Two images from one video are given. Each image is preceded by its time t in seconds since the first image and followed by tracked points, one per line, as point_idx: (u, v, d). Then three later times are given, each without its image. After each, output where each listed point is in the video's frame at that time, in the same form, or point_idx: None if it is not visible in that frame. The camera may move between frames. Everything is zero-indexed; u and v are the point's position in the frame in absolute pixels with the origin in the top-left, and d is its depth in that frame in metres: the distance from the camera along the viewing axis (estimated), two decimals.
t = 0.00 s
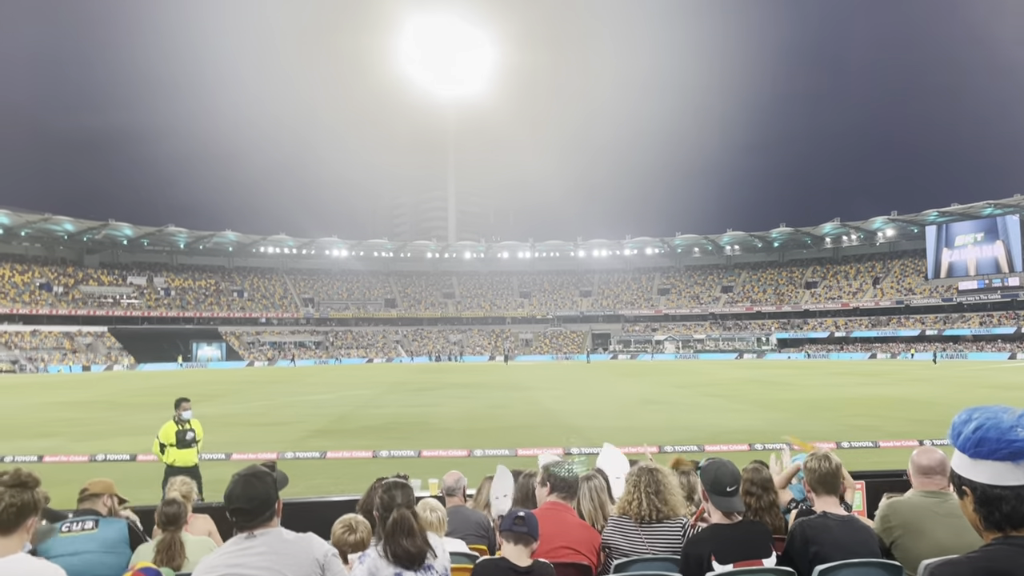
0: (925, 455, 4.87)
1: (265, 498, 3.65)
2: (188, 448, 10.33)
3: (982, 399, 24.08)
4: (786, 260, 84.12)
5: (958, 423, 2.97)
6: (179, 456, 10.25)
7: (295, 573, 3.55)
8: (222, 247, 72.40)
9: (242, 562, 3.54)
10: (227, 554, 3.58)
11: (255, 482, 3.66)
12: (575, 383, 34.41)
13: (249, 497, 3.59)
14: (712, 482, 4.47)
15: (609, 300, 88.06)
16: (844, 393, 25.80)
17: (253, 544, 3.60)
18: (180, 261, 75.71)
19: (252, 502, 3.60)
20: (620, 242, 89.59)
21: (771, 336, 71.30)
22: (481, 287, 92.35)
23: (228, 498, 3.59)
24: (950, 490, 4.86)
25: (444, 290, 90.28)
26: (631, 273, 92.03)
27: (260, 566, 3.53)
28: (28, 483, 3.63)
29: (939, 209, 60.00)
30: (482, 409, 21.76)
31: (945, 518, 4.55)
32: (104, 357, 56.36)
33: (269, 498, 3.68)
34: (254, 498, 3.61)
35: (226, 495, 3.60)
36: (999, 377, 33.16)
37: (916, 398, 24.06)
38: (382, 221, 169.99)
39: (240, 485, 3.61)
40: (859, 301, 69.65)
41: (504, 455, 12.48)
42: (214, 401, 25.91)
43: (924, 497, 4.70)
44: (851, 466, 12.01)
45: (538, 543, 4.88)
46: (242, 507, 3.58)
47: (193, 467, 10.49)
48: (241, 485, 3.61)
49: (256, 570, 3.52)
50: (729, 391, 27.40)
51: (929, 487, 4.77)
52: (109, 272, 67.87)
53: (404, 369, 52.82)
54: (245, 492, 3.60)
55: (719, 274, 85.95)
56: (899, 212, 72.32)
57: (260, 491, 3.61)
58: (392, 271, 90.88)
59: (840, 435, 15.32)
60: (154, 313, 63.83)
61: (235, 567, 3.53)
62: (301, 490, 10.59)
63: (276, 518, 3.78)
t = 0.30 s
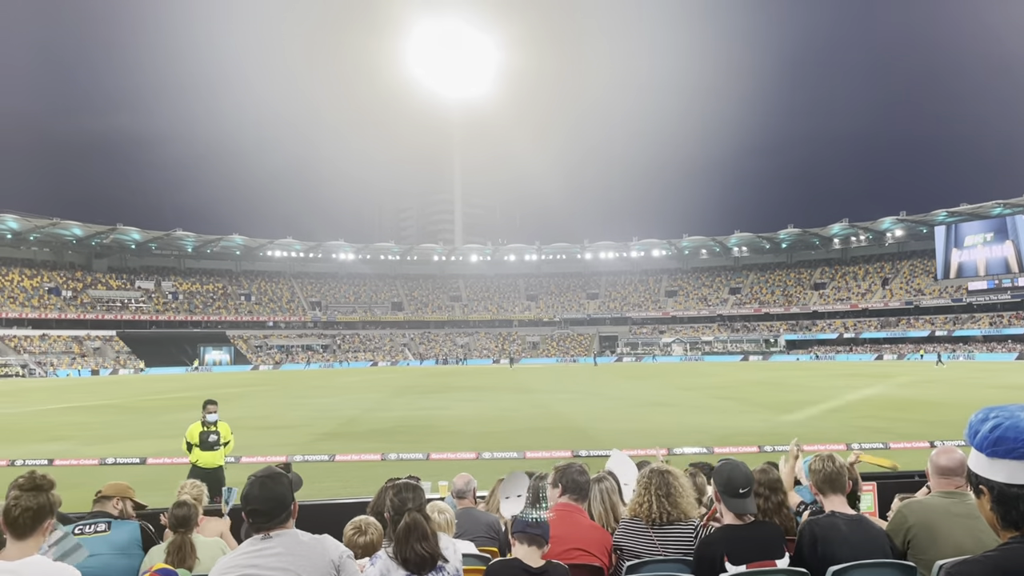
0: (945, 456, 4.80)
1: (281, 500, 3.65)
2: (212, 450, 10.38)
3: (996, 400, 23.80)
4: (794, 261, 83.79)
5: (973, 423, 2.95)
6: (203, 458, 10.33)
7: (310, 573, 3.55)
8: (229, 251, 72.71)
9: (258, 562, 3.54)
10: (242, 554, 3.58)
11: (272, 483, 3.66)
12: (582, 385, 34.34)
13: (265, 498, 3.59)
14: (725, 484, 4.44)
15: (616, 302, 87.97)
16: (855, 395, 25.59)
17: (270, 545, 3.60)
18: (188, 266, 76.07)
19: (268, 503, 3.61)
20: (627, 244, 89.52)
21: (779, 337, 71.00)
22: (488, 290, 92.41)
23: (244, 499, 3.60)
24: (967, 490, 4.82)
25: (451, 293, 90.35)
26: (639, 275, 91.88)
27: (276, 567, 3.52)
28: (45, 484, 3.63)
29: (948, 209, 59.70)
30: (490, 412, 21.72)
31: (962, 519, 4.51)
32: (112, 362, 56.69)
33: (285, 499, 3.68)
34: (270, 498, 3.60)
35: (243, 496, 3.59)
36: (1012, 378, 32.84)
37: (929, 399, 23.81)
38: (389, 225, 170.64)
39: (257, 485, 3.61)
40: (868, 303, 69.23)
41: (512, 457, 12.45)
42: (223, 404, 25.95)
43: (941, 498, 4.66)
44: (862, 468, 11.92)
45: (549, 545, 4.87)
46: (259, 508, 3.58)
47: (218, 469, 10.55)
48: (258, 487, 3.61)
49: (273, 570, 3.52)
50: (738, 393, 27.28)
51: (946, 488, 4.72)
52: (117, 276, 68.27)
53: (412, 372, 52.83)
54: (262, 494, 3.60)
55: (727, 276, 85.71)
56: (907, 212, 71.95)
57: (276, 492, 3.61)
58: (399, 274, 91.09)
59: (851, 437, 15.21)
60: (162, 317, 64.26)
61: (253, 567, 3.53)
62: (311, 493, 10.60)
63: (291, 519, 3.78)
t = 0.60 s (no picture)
0: (957, 459, 4.77)
1: (288, 505, 3.66)
2: (224, 453, 10.38)
3: (1006, 401, 23.69)
4: (802, 263, 83.58)
5: (983, 426, 2.95)
6: (215, 461, 10.33)
7: None
8: (237, 255, 72.97)
9: (266, 567, 3.54)
10: (250, 559, 3.58)
11: (278, 489, 3.66)
12: (590, 388, 34.34)
13: (273, 503, 3.60)
14: (733, 488, 4.42)
15: (623, 305, 87.87)
16: (865, 397, 25.51)
17: (277, 550, 3.61)
18: (197, 270, 76.37)
19: (275, 508, 3.61)
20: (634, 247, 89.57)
21: (787, 339, 70.71)
22: (496, 293, 92.46)
23: (251, 504, 3.61)
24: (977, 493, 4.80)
25: (458, 296, 90.49)
26: (646, 278, 91.82)
27: (284, 571, 3.53)
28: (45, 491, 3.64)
29: (956, 210, 59.51)
30: (498, 415, 21.73)
31: (973, 524, 4.49)
32: (122, 366, 56.87)
33: (292, 504, 3.70)
34: (276, 504, 3.62)
35: (250, 502, 3.61)
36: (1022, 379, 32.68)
37: (939, 401, 23.72)
38: (395, 227, 170.99)
39: (264, 490, 3.62)
40: (876, 304, 69.03)
41: (520, 460, 12.47)
42: (231, 408, 26.01)
43: (951, 502, 4.64)
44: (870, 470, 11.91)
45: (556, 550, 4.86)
46: (265, 513, 3.59)
47: (231, 473, 10.50)
48: (266, 490, 3.62)
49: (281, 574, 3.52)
50: (746, 395, 27.23)
51: (955, 492, 4.71)
52: (126, 280, 68.54)
53: (420, 375, 52.84)
54: (269, 498, 3.61)
55: (734, 278, 85.61)
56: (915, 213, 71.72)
57: (283, 497, 3.63)
58: (406, 277, 91.31)
59: (860, 439, 15.17)
60: (171, 321, 64.43)
61: (260, 570, 3.54)
62: (318, 497, 10.61)
63: (299, 523, 3.78)
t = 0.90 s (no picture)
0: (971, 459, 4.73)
1: (294, 508, 3.67)
2: (235, 455, 10.42)
3: (1018, 402, 23.54)
4: (810, 264, 83.22)
5: (991, 426, 2.94)
6: (228, 462, 10.38)
7: None
8: (246, 258, 73.18)
9: (272, 570, 3.55)
10: (257, 562, 3.59)
11: (284, 491, 3.67)
12: (598, 390, 34.30)
13: (278, 506, 3.61)
14: (741, 490, 4.40)
15: (631, 307, 87.70)
16: (874, 398, 25.39)
17: (283, 552, 3.61)
18: (205, 273, 76.55)
19: (281, 511, 3.63)
20: (641, 249, 89.54)
21: (796, 341, 70.37)
22: (503, 296, 92.46)
23: (258, 507, 3.62)
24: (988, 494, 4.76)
25: (466, 299, 90.53)
26: (653, 280, 91.70)
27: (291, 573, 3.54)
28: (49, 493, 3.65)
29: (966, 211, 59.26)
30: (506, 418, 21.73)
31: (985, 525, 4.46)
32: (131, 369, 57.09)
33: (299, 506, 3.71)
34: (283, 507, 3.64)
35: (256, 504, 3.62)
36: None
37: (951, 402, 23.52)
38: (403, 230, 171.32)
39: (269, 494, 3.63)
40: (885, 306, 68.71)
41: (527, 462, 12.48)
42: (241, 411, 26.07)
43: (963, 503, 4.61)
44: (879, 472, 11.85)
45: (564, 552, 4.85)
46: (272, 516, 3.61)
47: (243, 475, 10.54)
48: (272, 494, 3.64)
49: None
50: (755, 397, 27.16)
51: (965, 493, 4.68)
52: (135, 284, 68.78)
53: (429, 378, 52.83)
54: (276, 501, 3.63)
55: (743, 280, 85.45)
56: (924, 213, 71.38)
57: (289, 500, 3.64)
58: (414, 280, 91.45)
59: (870, 441, 15.10)
60: (180, 325, 64.63)
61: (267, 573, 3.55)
62: (327, 499, 10.63)
63: (305, 526, 3.79)
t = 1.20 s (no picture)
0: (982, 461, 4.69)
1: (302, 511, 3.68)
2: (251, 456, 10.45)
3: None
4: (820, 266, 82.84)
5: (1001, 430, 2.93)
6: (244, 464, 10.43)
7: None
8: (255, 262, 73.49)
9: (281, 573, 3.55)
10: (266, 565, 3.59)
11: (293, 495, 3.68)
12: (607, 393, 34.21)
13: (286, 509, 3.62)
14: (752, 493, 4.39)
15: (639, 309, 87.52)
16: (885, 401, 25.25)
17: (291, 556, 3.61)
18: (215, 277, 76.80)
19: (288, 514, 3.63)
20: (649, 251, 89.52)
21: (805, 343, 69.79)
22: (511, 298, 92.43)
23: (266, 510, 3.63)
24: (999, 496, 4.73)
25: (474, 301, 90.60)
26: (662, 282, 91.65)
27: None
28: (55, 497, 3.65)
29: (976, 212, 59.01)
30: (515, 420, 21.73)
31: (998, 527, 4.44)
32: (141, 373, 57.41)
33: (307, 510, 3.71)
34: (291, 510, 3.64)
35: (264, 507, 3.63)
36: None
37: (963, 405, 23.32)
38: (411, 233, 171.69)
39: (278, 497, 3.64)
40: (895, 307, 68.41)
41: (536, 465, 12.48)
42: (250, 414, 26.14)
43: (976, 506, 4.57)
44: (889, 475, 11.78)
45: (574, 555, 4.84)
46: (280, 519, 3.61)
47: (260, 475, 10.62)
48: (280, 497, 3.64)
49: None
50: (765, 400, 27.04)
51: (978, 496, 4.64)
52: (146, 288, 69.15)
53: (439, 381, 52.87)
54: (283, 504, 3.63)
55: (752, 282, 85.30)
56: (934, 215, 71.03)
57: (298, 502, 3.65)
58: (422, 283, 91.59)
59: (881, 443, 15.03)
60: (190, 328, 64.95)
61: None
62: (337, 503, 10.65)
63: (313, 530, 3.79)
